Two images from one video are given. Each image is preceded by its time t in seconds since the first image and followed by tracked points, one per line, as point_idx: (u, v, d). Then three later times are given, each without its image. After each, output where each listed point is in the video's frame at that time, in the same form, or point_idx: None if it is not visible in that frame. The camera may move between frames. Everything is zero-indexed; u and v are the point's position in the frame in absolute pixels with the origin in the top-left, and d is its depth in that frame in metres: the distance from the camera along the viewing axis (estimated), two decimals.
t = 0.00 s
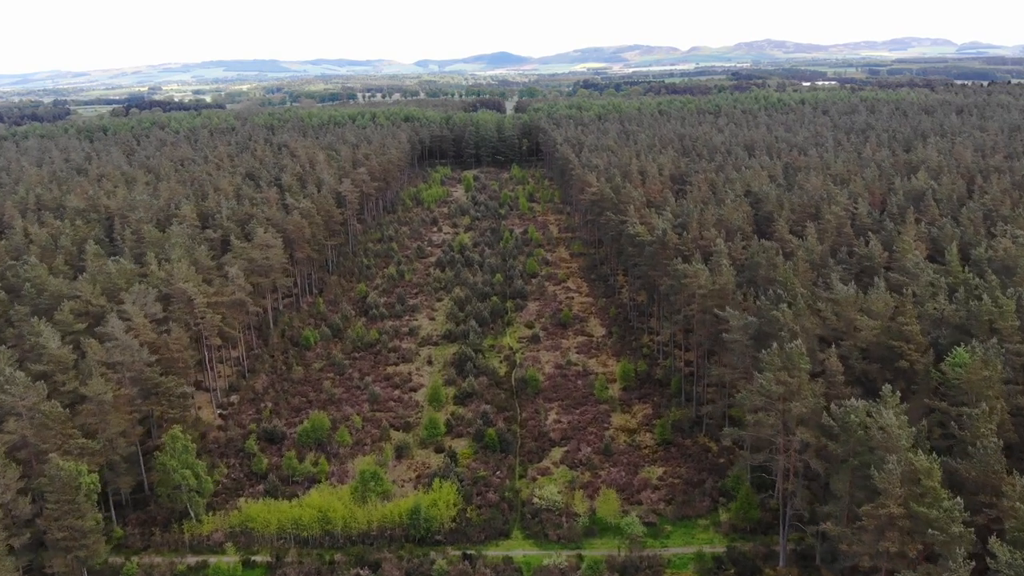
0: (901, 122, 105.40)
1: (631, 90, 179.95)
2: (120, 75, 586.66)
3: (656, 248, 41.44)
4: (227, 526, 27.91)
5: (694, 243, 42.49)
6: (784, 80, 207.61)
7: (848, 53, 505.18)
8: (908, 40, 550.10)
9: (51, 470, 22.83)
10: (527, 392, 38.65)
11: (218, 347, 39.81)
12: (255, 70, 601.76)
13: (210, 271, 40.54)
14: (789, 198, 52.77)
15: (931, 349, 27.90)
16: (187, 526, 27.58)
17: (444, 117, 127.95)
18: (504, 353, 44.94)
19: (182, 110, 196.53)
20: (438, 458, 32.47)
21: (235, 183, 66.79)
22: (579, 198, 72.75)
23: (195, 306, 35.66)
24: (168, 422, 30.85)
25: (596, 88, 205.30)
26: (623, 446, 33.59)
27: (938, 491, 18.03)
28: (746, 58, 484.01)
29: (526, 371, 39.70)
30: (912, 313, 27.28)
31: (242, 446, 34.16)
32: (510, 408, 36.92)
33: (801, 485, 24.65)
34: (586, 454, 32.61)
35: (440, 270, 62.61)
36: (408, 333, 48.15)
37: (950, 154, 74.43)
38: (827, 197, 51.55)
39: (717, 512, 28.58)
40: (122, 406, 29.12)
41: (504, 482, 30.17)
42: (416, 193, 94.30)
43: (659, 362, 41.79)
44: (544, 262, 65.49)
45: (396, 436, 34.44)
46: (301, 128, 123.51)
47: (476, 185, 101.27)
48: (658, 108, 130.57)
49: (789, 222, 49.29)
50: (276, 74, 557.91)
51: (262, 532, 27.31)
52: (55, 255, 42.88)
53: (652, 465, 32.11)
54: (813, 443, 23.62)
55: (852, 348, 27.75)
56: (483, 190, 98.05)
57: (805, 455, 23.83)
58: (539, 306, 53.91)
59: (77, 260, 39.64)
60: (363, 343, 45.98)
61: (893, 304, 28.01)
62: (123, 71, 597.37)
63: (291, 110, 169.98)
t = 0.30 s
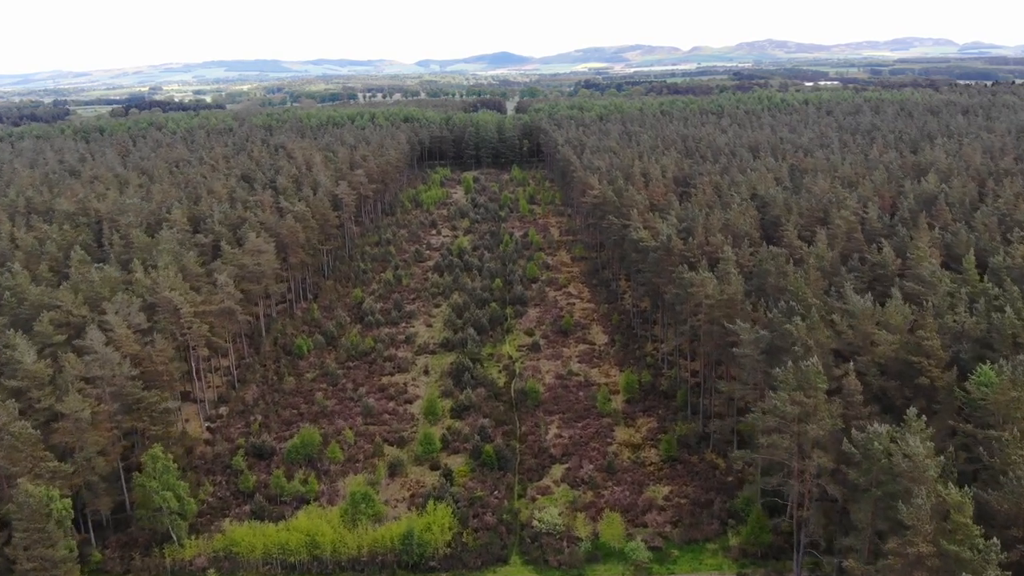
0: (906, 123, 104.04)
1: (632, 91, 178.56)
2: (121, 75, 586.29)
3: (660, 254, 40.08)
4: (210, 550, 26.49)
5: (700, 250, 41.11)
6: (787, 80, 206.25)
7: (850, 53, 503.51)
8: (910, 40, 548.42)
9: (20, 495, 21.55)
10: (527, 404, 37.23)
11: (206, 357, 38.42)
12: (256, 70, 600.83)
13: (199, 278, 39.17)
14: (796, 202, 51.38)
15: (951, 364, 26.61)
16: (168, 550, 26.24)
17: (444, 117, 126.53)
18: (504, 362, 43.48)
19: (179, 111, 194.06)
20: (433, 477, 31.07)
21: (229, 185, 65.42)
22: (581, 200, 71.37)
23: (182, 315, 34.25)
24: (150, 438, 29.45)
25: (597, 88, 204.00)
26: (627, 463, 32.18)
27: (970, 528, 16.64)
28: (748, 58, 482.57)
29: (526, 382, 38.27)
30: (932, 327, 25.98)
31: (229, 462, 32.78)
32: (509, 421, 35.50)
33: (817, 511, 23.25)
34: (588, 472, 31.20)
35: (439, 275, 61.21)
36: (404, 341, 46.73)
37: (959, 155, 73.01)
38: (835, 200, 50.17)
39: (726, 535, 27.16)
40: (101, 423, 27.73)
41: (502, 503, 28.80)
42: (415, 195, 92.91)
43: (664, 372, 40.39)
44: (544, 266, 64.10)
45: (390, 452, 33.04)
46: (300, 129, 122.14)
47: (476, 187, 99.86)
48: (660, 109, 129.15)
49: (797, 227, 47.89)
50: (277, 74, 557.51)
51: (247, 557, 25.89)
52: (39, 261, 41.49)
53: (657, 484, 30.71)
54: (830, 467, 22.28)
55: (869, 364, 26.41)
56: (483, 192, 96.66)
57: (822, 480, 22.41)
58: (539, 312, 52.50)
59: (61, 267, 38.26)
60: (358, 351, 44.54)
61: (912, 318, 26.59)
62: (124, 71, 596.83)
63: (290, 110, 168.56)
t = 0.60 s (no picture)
0: (913, 124, 102.53)
1: (634, 91, 177.08)
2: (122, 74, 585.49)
3: (665, 260, 38.73)
4: None
5: (706, 256, 39.73)
6: (788, 80, 205.71)
7: (851, 53, 501.97)
8: (911, 41, 546.92)
9: None
10: (527, 417, 35.83)
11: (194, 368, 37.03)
12: (257, 70, 600.23)
13: (187, 285, 37.73)
14: (804, 206, 50.02)
15: (977, 382, 24.95)
16: None
17: (444, 117, 125.14)
18: (503, 371, 42.01)
19: (179, 111, 192.55)
20: (428, 497, 29.68)
21: (223, 187, 64.01)
22: (583, 203, 69.99)
23: (166, 326, 32.77)
24: (131, 456, 28.00)
25: (599, 88, 202.59)
26: (630, 482, 30.81)
27: (1006, 569, 15.39)
28: (748, 58, 480.83)
29: (526, 395, 36.85)
30: (955, 342, 24.62)
31: (215, 479, 31.40)
32: (507, 436, 34.09)
33: (834, 540, 21.97)
34: (591, 491, 29.92)
35: (437, 280, 59.89)
36: (401, 349, 45.33)
37: (969, 157, 71.55)
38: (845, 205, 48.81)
39: (736, 561, 25.79)
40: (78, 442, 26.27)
41: (500, 525, 27.48)
42: (415, 196, 91.54)
43: (669, 383, 39.03)
44: (546, 271, 62.73)
45: (383, 470, 31.66)
46: (298, 130, 120.71)
47: (476, 188, 98.49)
48: (663, 109, 127.73)
49: (806, 231, 46.47)
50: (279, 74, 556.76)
51: None
52: (23, 267, 40.06)
53: (662, 505, 29.34)
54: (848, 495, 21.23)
55: (887, 381, 25.06)
56: (484, 194, 95.28)
57: (839, 509, 21.36)
58: (540, 319, 51.14)
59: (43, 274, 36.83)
60: (352, 360, 43.12)
61: (934, 333, 25.27)
62: (126, 71, 596.19)
63: (289, 110, 167.06)
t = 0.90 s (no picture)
0: (920, 124, 100.96)
1: (636, 90, 175.44)
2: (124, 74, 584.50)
3: (670, 268, 37.25)
4: None
5: (713, 263, 38.25)
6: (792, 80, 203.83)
7: (854, 53, 499.89)
8: (913, 41, 544.75)
9: None
10: (527, 432, 34.36)
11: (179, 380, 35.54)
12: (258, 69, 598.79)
13: (173, 293, 36.24)
14: (813, 210, 48.51)
15: (1004, 402, 23.56)
16: None
17: (444, 118, 123.61)
18: (502, 382, 40.47)
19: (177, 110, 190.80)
20: (422, 519, 28.26)
21: (216, 190, 62.51)
22: (585, 206, 68.49)
23: (149, 338, 31.26)
24: (109, 477, 26.48)
25: (600, 88, 200.76)
26: (634, 503, 29.40)
27: None
28: (750, 58, 478.81)
29: (525, 408, 35.36)
30: (981, 361, 23.21)
31: (199, 499, 29.95)
32: (506, 452, 32.63)
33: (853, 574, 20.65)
34: (593, 513, 28.54)
35: (436, 285, 58.43)
36: (397, 358, 43.86)
37: (979, 159, 70.02)
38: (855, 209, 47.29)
39: None
40: (51, 464, 24.65)
41: (497, 551, 26.08)
42: (414, 198, 90.07)
43: (674, 396, 37.57)
44: (546, 275, 61.24)
45: (375, 489, 30.24)
46: (297, 130, 119.15)
47: (476, 190, 96.97)
48: (665, 109, 126.15)
49: (815, 236, 44.97)
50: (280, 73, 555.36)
51: None
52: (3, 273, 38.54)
53: (668, 529, 27.95)
54: (869, 527, 20.16)
55: (909, 402, 23.69)
56: (484, 195, 93.78)
57: (860, 543, 20.48)
58: (540, 326, 49.68)
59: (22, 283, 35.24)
60: (346, 370, 41.64)
61: (959, 350, 23.85)
62: (126, 71, 595.04)
63: (288, 110, 165.36)
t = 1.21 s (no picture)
0: (958, 125, 97.62)
1: (663, 90, 172.85)
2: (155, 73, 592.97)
3: (700, 276, 35.50)
4: None
5: (745, 271, 36.41)
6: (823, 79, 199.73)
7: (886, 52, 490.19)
8: (947, 40, 532.75)
9: None
10: (548, 447, 32.88)
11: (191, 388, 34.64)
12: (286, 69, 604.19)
13: (186, 298, 35.37)
14: (850, 216, 46.37)
15: None
16: None
17: (469, 117, 122.49)
18: (523, 392, 38.96)
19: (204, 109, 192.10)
20: (437, 540, 26.93)
21: (237, 190, 61.88)
22: (610, 207, 66.80)
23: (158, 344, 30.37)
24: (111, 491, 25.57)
25: (626, 87, 198.18)
26: (660, 527, 27.83)
27: None
28: (779, 57, 471.47)
29: (546, 422, 33.86)
30: None
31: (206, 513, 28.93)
32: (526, 469, 31.19)
33: None
34: (617, 537, 27.01)
35: (456, 288, 57.14)
36: (414, 365, 42.59)
37: None
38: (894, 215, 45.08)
39: None
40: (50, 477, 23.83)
41: None
42: (436, 199, 88.98)
43: (703, 411, 35.81)
44: (570, 279, 59.64)
45: (389, 506, 29.03)
46: (321, 129, 118.80)
47: (499, 190, 95.61)
48: (693, 108, 123.79)
49: (852, 243, 42.85)
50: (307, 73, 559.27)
51: None
52: (17, 275, 37.98)
53: (697, 555, 26.32)
54: (919, 569, 18.50)
55: (960, 429, 21.85)
56: (507, 196, 92.40)
57: None
58: (563, 333, 48.12)
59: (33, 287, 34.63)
60: (362, 377, 40.47)
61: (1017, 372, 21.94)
62: (158, 71, 603.99)
63: (313, 110, 165.49)
